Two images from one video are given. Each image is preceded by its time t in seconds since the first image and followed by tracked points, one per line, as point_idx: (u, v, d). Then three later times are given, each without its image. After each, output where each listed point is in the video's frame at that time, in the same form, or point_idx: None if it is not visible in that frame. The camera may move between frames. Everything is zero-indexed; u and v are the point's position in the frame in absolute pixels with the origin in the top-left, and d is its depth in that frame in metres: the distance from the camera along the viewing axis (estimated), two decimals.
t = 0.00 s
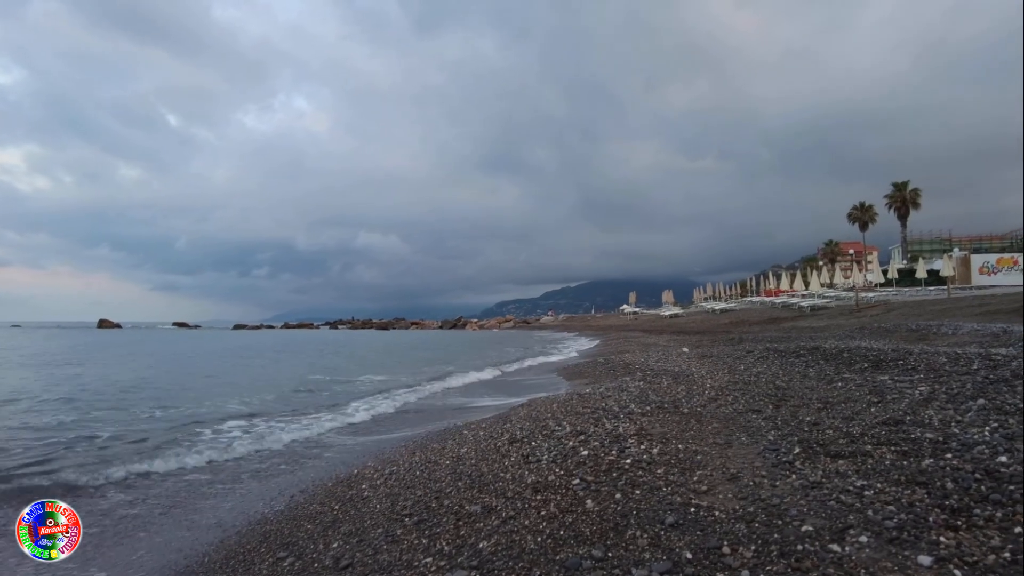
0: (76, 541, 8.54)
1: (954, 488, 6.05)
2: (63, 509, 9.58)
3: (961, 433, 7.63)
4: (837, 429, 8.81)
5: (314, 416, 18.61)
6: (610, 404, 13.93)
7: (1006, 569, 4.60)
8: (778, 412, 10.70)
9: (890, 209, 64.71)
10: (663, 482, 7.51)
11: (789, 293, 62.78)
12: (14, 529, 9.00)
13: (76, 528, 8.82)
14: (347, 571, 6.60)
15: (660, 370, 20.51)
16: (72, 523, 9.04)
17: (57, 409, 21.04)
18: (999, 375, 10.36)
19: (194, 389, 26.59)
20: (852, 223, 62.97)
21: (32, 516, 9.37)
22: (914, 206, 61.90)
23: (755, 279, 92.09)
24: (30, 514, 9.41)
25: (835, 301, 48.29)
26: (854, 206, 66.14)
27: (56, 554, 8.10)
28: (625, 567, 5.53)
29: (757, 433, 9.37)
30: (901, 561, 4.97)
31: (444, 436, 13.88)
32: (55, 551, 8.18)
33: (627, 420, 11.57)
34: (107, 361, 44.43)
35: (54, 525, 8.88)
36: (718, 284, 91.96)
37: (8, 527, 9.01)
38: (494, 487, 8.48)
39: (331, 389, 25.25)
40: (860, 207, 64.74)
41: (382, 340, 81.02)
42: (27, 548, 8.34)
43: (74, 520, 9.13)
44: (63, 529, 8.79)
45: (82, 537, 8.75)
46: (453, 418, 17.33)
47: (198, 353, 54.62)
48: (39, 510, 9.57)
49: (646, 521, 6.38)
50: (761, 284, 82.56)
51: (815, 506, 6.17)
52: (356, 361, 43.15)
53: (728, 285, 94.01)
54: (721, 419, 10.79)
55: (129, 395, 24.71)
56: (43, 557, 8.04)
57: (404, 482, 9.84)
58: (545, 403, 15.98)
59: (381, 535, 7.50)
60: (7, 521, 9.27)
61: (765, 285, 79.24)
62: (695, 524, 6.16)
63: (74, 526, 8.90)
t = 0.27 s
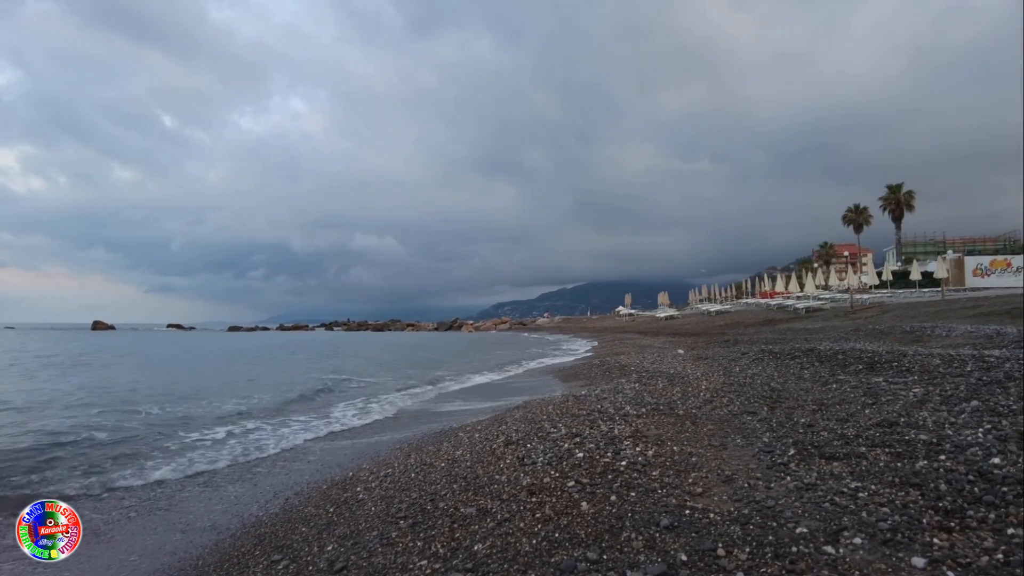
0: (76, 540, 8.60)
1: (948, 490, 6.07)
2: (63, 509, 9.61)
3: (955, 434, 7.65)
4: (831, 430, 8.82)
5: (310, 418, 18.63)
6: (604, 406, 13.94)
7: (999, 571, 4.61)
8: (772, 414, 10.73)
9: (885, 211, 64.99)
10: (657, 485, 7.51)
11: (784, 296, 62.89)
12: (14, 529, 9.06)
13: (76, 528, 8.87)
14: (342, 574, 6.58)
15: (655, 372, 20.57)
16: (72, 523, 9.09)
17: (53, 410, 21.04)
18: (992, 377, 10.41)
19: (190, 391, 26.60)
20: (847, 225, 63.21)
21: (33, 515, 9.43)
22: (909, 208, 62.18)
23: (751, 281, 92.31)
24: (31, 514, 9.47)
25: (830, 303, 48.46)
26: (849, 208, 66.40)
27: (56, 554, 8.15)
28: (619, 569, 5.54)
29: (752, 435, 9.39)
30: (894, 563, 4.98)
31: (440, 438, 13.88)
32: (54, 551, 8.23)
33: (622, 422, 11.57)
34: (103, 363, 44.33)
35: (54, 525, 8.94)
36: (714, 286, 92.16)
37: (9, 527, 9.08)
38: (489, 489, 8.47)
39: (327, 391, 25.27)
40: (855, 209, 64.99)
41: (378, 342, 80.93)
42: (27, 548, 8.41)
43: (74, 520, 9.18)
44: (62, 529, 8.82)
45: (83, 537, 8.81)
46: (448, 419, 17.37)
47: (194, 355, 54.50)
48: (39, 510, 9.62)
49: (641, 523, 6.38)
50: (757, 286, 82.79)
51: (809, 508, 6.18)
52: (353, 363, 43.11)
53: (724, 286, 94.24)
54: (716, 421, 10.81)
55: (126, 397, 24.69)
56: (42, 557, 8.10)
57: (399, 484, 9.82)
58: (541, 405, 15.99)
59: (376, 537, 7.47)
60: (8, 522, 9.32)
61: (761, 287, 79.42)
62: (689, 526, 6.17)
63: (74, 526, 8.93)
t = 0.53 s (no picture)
0: (76, 540, 8.58)
1: (944, 490, 6.09)
2: (63, 509, 9.60)
3: (951, 435, 7.68)
4: (828, 431, 8.83)
5: (308, 419, 18.61)
6: (602, 407, 13.96)
7: (996, 570, 4.62)
8: (769, 415, 10.75)
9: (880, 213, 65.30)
10: (654, 485, 7.52)
11: (781, 297, 63.09)
12: (14, 529, 9.07)
13: (76, 528, 8.85)
14: None
15: (652, 373, 20.62)
16: (71, 523, 9.09)
17: (50, 411, 20.98)
18: (988, 378, 10.46)
19: (187, 392, 26.54)
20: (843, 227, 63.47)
21: (32, 515, 9.42)
22: (904, 210, 62.50)
23: (747, 282, 92.62)
24: (31, 514, 9.47)
25: (826, 305, 48.64)
26: (845, 210, 66.71)
27: (56, 554, 8.17)
28: (618, 570, 5.53)
29: (749, 436, 9.40)
30: (892, 563, 4.99)
31: (437, 439, 13.87)
32: (55, 551, 8.24)
33: (620, 423, 11.58)
34: (99, 364, 44.18)
35: (54, 525, 8.93)
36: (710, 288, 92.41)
37: (8, 527, 9.09)
38: (486, 490, 8.45)
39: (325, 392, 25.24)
40: (851, 212, 65.28)
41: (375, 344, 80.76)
42: (27, 548, 8.42)
43: (74, 520, 9.17)
44: (62, 529, 8.81)
45: (82, 537, 8.82)
46: (446, 420, 17.36)
47: (190, 357, 54.35)
48: (38, 509, 9.63)
49: (639, 524, 6.38)
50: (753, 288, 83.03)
51: (807, 509, 6.19)
52: (350, 364, 43.05)
53: (721, 288, 94.50)
54: (713, 422, 10.83)
55: (122, 398, 24.63)
56: (42, 557, 8.11)
57: (397, 485, 9.79)
58: (538, 406, 16.01)
59: (374, 539, 7.45)
60: (7, 521, 9.33)
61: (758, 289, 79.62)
62: (687, 527, 6.17)
63: (74, 526, 8.91)
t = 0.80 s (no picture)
0: (76, 540, 8.68)
1: (943, 491, 6.09)
2: (63, 509, 9.68)
3: (948, 436, 7.69)
4: (827, 433, 8.83)
5: (306, 421, 18.58)
6: (600, 408, 13.96)
7: (993, 571, 4.63)
8: (767, 416, 10.75)
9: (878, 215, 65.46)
10: (653, 487, 7.51)
11: (779, 299, 63.21)
12: (14, 529, 9.12)
13: (76, 528, 8.96)
14: None
15: (651, 374, 20.64)
16: (71, 524, 9.13)
17: (47, 413, 20.96)
18: (985, 380, 10.49)
19: (185, 394, 26.49)
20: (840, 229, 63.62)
21: (32, 515, 9.50)
22: (900, 213, 62.74)
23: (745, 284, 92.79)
24: (30, 514, 9.54)
25: (823, 307, 48.74)
26: (842, 212, 66.88)
27: (56, 554, 8.22)
28: (617, 572, 5.52)
29: (747, 438, 9.40)
30: (890, 564, 4.99)
31: (435, 441, 13.85)
32: (54, 551, 8.30)
33: (618, 424, 11.57)
34: (97, 366, 44.12)
35: (54, 525, 8.99)
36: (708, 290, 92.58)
37: (8, 527, 9.12)
38: (485, 492, 8.43)
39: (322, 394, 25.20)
40: (848, 214, 65.50)
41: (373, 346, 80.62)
42: (27, 548, 8.48)
43: (74, 520, 9.25)
44: (62, 529, 8.90)
45: (82, 537, 8.86)
46: (444, 422, 17.35)
47: (187, 358, 54.26)
48: (38, 510, 9.70)
49: (638, 525, 6.37)
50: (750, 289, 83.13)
51: (805, 510, 6.18)
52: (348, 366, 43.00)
53: (719, 290, 94.63)
54: (711, 424, 10.82)
55: (120, 400, 24.59)
56: (42, 557, 8.16)
57: (396, 487, 9.75)
58: (536, 408, 16.02)
59: (373, 540, 7.42)
60: (7, 521, 9.37)
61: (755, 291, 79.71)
62: (686, 529, 6.16)
63: (74, 526, 9.01)
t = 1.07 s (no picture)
0: (76, 540, 8.62)
1: (940, 492, 6.10)
2: (63, 509, 9.59)
3: (946, 438, 7.71)
4: (825, 434, 8.83)
5: (305, 422, 18.56)
6: (599, 410, 13.95)
7: (992, 572, 4.64)
8: (765, 417, 10.76)
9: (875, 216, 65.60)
10: (652, 488, 7.51)
11: (777, 300, 63.31)
12: (13, 529, 9.08)
13: (76, 528, 8.86)
14: None
15: (649, 376, 20.66)
16: (70, 524, 9.10)
17: (45, 414, 20.92)
18: (983, 381, 10.51)
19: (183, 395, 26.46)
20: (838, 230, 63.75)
21: (32, 515, 9.41)
22: (898, 214, 62.90)
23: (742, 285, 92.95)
24: (30, 514, 9.45)
25: (821, 308, 48.83)
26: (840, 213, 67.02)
27: (56, 554, 8.20)
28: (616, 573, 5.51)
29: (746, 439, 9.41)
30: (889, 565, 5.00)
31: (434, 442, 13.83)
32: (54, 551, 8.27)
33: (617, 426, 11.57)
34: (94, 367, 44.06)
35: (54, 525, 8.92)
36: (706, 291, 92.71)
37: (8, 528, 9.09)
38: (484, 494, 8.41)
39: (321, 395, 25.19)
40: (845, 215, 65.62)
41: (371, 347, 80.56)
42: (27, 548, 8.43)
43: (74, 520, 9.16)
44: (62, 529, 8.79)
45: (82, 538, 8.85)
46: (443, 423, 17.34)
47: (185, 359, 54.17)
48: (38, 509, 9.63)
49: (637, 527, 6.36)
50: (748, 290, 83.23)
51: (804, 511, 6.19)
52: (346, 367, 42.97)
53: (717, 291, 94.78)
54: (709, 425, 10.82)
55: (118, 401, 24.55)
56: (42, 557, 8.13)
57: (394, 489, 9.73)
58: (535, 409, 16.01)
59: (372, 542, 7.41)
60: (7, 522, 9.35)
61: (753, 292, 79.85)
62: (686, 530, 6.15)
63: (74, 526, 8.92)
